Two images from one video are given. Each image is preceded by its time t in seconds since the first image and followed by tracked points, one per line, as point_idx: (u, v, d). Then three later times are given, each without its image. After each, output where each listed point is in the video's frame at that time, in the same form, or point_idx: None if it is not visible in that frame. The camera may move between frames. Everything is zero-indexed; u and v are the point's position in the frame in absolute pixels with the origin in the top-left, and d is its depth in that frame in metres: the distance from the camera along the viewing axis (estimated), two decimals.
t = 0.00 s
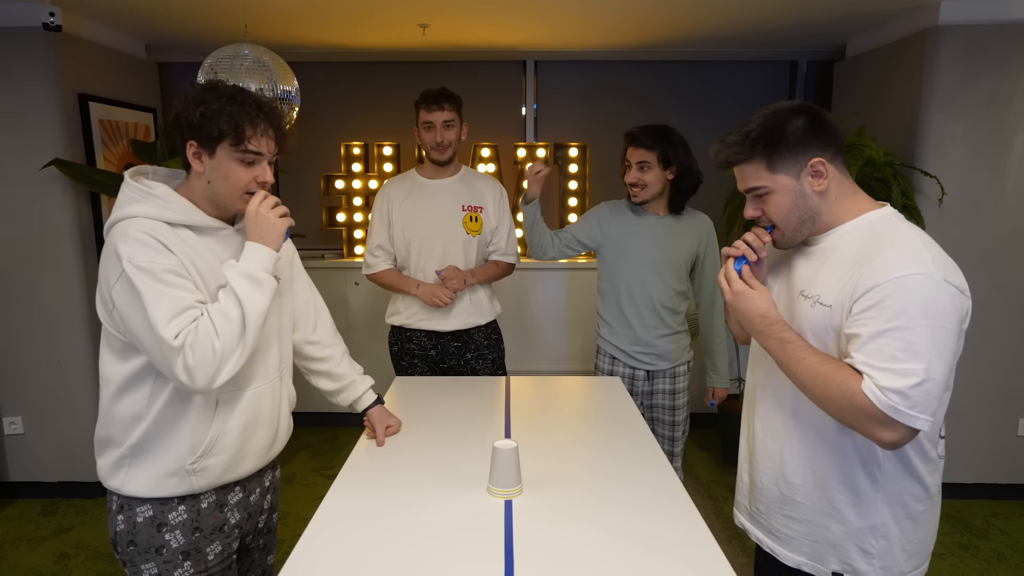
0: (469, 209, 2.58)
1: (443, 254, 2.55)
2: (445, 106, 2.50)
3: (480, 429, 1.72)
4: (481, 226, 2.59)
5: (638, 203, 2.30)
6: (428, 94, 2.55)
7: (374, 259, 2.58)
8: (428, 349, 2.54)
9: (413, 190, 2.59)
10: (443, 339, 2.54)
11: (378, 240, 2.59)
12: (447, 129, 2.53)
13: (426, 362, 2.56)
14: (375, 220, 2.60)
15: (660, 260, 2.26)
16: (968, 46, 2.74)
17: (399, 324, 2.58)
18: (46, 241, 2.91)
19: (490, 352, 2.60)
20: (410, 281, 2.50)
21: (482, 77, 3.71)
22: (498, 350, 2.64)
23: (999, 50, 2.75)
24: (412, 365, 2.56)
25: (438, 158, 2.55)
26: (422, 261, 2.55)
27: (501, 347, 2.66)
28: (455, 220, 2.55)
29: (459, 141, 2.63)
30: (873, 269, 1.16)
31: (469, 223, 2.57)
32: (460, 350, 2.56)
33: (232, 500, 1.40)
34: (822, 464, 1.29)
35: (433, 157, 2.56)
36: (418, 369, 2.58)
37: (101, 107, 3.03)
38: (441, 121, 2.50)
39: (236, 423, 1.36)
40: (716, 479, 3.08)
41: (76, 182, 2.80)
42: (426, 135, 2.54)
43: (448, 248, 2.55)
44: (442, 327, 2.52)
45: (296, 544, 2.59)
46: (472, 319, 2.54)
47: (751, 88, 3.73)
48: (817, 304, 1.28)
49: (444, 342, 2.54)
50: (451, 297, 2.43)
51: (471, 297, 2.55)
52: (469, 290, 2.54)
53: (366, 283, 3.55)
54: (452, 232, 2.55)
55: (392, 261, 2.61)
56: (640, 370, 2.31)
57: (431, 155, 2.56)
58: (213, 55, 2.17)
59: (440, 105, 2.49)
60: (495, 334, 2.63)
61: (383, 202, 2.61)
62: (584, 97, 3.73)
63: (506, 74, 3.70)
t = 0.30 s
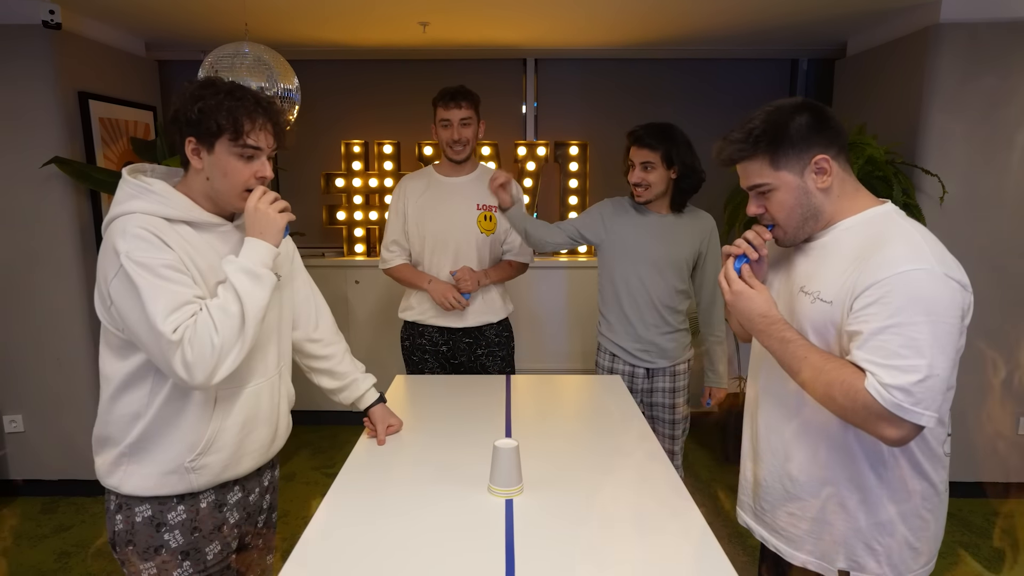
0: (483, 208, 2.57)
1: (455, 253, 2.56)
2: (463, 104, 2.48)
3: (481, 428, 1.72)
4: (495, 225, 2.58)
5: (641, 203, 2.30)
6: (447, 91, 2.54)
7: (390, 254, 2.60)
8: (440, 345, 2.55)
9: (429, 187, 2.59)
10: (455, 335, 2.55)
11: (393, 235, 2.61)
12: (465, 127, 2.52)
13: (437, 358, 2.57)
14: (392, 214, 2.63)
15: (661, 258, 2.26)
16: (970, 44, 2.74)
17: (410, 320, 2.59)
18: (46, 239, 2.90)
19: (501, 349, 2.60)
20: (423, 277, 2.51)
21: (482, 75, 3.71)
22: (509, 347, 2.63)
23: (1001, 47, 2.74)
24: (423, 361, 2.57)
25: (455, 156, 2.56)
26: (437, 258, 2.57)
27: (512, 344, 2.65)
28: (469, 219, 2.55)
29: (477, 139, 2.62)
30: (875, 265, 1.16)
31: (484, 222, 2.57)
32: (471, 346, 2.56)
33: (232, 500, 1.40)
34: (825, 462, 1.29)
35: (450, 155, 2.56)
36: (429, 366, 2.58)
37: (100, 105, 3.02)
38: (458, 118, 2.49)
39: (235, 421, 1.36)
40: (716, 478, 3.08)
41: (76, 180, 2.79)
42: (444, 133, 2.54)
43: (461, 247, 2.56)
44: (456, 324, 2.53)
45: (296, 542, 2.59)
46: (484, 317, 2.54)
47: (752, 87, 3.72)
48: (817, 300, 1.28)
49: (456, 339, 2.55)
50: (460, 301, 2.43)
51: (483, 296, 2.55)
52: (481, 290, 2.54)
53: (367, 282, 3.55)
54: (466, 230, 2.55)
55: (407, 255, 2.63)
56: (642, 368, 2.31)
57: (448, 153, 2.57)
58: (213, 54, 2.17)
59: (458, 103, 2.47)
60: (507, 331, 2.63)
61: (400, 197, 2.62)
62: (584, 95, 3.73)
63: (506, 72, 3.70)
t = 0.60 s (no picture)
0: (503, 209, 2.57)
1: (473, 253, 2.57)
2: (485, 107, 2.50)
3: (482, 428, 1.72)
4: (514, 226, 2.58)
5: (644, 204, 2.29)
6: (469, 93, 2.55)
7: (411, 252, 2.63)
8: (456, 341, 2.56)
9: (451, 186, 2.61)
10: (472, 331, 2.56)
11: (414, 232, 2.64)
12: (485, 130, 2.53)
13: (452, 354, 2.58)
14: (414, 212, 2.65)
15: (663, 256, 2.26)
16: (970, 45, 2.74)
17: (428, 315, 2.61)
18: (47, 240, 2.91)
19: (516, 347, 2.60)
20: (441, 275, 2.54)
21: (482, 76, 3.71)
22: (524, 345, 2.64)
23: (1001, 49, 2.74)
24: (438, 356, 2.58)
25: (475, 157, 2.56)
26: (456, 258, 2.58)
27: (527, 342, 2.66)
28: (488, 220, 2.56)
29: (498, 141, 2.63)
30: (883, 267, 1.16)
31: (502, 224, 2.57)
32: (487, 343, 2.57)
33: (235, 500, 1.40)
34: (824, 463, 1.29)
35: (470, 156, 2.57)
36: (443, 361, 2.59)
37: (102, 105, 3.03)
38: (478, 122, 2.51)
39: (236, 411, 1.36)
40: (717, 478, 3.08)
41: (77, 180, 2.79)
42: (465, 135, 2.56)
43: (478, 248, 2.56)
44: (472, 320, 2.54)
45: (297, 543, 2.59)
46: (501, 315, 2.55)
47: (752, 87, 3.72)
48: (822, 301, 1.28)
49: (472, 335, 2.56)
50: (476, 298, 2.45)
51: (500, 296, 2.55)
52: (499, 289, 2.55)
53: (368, 282, 3.55)
54: (484, 230, 2.56)
55: (427, 253, 2.65)
56: (643, 368, 2.31)
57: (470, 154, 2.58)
58: (215, 54, 2.18)
59: (478, 106, 2.50)
60: (523, 330, 2.63)
61: (422, 196, 2.64)
62: (584, 96, 3.73)
63: (507, 72, 3.70)
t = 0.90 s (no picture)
0: (510, 210, 2.58)
1: (478, 255, 2.58)
2: (501, 111, 2.52)
3: (483, 429, 1.73)
4: (521, 228, 2.58)
5: (654, 208, 2.27)
6: (482, 97, 2.56)
7: (424, 251, 2.67)
8: (461, 337, 2.57)
9: (461, 187, 2.63)
10: (475, 328, 2.56)
11: (428, 232, 2.68)
12: (502, 134, 2.54)
13: (456, 349, 2.59)
14: (427, 215, 2.69)
15: (663, 259, 2.26)
16: (969, 47, 2.75)
17: (437, 313, 2.65)
18: (48, 241, 2.91)
19: (519, 347, 2.60)
20: (446, 273, 2.56)
21: (482, 78, 3.72)
22: (529, 346, 2.64)
23: (1000, 51, 2.75)
24: (442, 350, 2.60)
25: (492, 159, 2.57)
26: (464, 258, 2.59)
27: (531, 343, 2.65)
28: (494, 221, 2.56)
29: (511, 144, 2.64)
30: (875, 280, 1.16)
31: (508, 225, 2.57)
32: (490, 341, 2.57)
33: (239, 500, 1.41)
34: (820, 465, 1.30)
35: (486, 158, 2.58)
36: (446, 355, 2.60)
37: (103, 107, 3.04)
38: (495, 125, 2.51)
39: (240, 407, 1.36)
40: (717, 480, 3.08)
41: (78, 182, 2.80)
42: (479, 138, 2.55)
43: (483, 249, 2.57)
44: (476, 318, 2.55)
45: (298, 544, 2.59)
46: (502, 315, 2.55)
47: (752, 90, 3.73)
48: (817, 314, 1.29)
49: (476, 332, 2.57)
50: (474, 295, 2.46)
51: (505, 296, 2.55)
52: (502, 288, 2.54)
53: (369, 284, 3.56)
54: (491, 231, 2.57)
55: (440, 253, 2.69)
56: (645, 371, 2.31)
57: (484, 157, 2.58)
58: (217, 55, 2.19)
59: (494, 110, 2.50)
60: (528, 330, 2.62)
61: (435, 198, 2.68)
62: (584, 98, 3.74)
63: (507, 74, 3.71)
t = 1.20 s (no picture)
0: (505, 212, 2.60)
1: (473, 256, 2.58)
2: (502, 117, 2.54)
3: (483, 431, 1.73)
4: (516, 229, 2.61)
5: (655, 211, 2.27)
6: (481, 103, 2.57)
7: (418, 253, 2.66)
8: (456, 340, 2.58)
9: (455, 190, 2.63)
10: (471, 330, 2.57)
11: (422, 234, 2.67)
12: (502, 139, 2.56)
13: (452, 353, 2.60)
14: (421, 218, 2.68)
15: (664, 262, 2.27)
16: (969, 48, 2.76)
17: (432, 315, 2.63)
18: (51, 242, 2.92)
19: (515, 346, 2.61)
20: (442, 277, 2.56)
21: (484, 80, 3.73)
22: (524, 345, 2.65)
23: (1000, 52, 2.76)
24: (439, 354, 2.60)
25: (490, 165, 2.58)
26: (458, 258, 2.59)
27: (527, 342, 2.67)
28: (489, 223, 2.58)
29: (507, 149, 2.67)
30: (865, 294, 1.17)
31: (504, 227, 2.59)
32: (486, 341, 2.58)
33: (243, 499, 1.42)
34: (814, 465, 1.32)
35: (484, 163, 2.59)
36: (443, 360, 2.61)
37: (106, 110, 3.05)
38: (496, 130, 2.53)
39: (246, 419, 1.38)
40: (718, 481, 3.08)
41: (81, 184, 2.81)
42: (480, 143, 2.55)
43: (481, 251, 2.58)
44: (472, 319, 2.56)
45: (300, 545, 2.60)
46: (498, 315, 2.56)
47: (753, 92, 3.74)
48: (809, 329, 1.29)
49: (472, 333, 2.57)
50: (474, 304, 2.47)
51: (500, 296, 2.56)
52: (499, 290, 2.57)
53: (370, 285, 3.57)
54: (489, 236, 2.58)
55: (433, 255, 2.68)
56: (646, 372, 2.32)
57: (484, 162, 2.59)
58: (218, 59, 2.19)
59: (496, 116, 2.52)
60: (522, 329, 2.64)
61: (427, 201, 2.68)
62: (585, 100, 3.75)
63: (508, 76, 3.72)
